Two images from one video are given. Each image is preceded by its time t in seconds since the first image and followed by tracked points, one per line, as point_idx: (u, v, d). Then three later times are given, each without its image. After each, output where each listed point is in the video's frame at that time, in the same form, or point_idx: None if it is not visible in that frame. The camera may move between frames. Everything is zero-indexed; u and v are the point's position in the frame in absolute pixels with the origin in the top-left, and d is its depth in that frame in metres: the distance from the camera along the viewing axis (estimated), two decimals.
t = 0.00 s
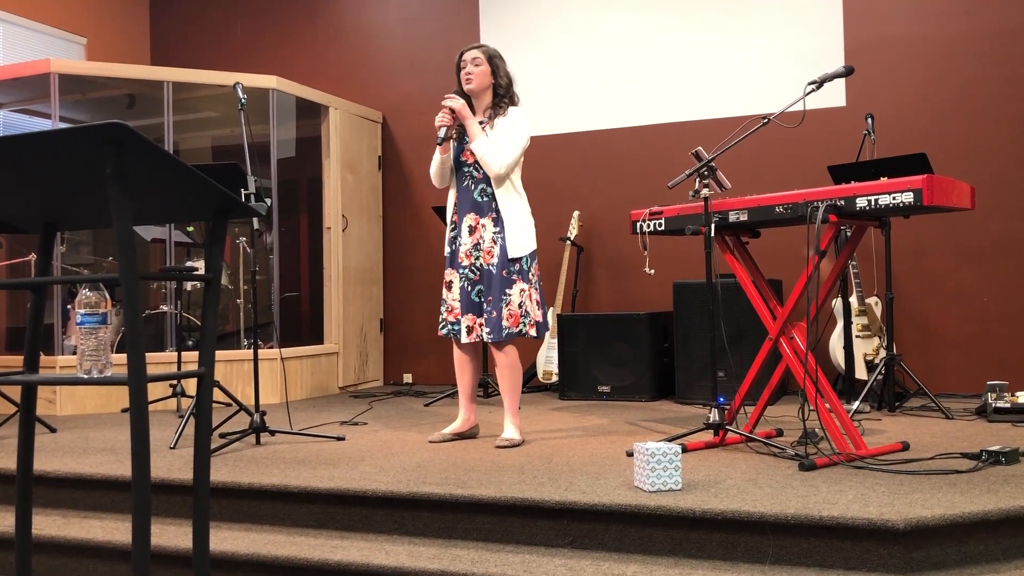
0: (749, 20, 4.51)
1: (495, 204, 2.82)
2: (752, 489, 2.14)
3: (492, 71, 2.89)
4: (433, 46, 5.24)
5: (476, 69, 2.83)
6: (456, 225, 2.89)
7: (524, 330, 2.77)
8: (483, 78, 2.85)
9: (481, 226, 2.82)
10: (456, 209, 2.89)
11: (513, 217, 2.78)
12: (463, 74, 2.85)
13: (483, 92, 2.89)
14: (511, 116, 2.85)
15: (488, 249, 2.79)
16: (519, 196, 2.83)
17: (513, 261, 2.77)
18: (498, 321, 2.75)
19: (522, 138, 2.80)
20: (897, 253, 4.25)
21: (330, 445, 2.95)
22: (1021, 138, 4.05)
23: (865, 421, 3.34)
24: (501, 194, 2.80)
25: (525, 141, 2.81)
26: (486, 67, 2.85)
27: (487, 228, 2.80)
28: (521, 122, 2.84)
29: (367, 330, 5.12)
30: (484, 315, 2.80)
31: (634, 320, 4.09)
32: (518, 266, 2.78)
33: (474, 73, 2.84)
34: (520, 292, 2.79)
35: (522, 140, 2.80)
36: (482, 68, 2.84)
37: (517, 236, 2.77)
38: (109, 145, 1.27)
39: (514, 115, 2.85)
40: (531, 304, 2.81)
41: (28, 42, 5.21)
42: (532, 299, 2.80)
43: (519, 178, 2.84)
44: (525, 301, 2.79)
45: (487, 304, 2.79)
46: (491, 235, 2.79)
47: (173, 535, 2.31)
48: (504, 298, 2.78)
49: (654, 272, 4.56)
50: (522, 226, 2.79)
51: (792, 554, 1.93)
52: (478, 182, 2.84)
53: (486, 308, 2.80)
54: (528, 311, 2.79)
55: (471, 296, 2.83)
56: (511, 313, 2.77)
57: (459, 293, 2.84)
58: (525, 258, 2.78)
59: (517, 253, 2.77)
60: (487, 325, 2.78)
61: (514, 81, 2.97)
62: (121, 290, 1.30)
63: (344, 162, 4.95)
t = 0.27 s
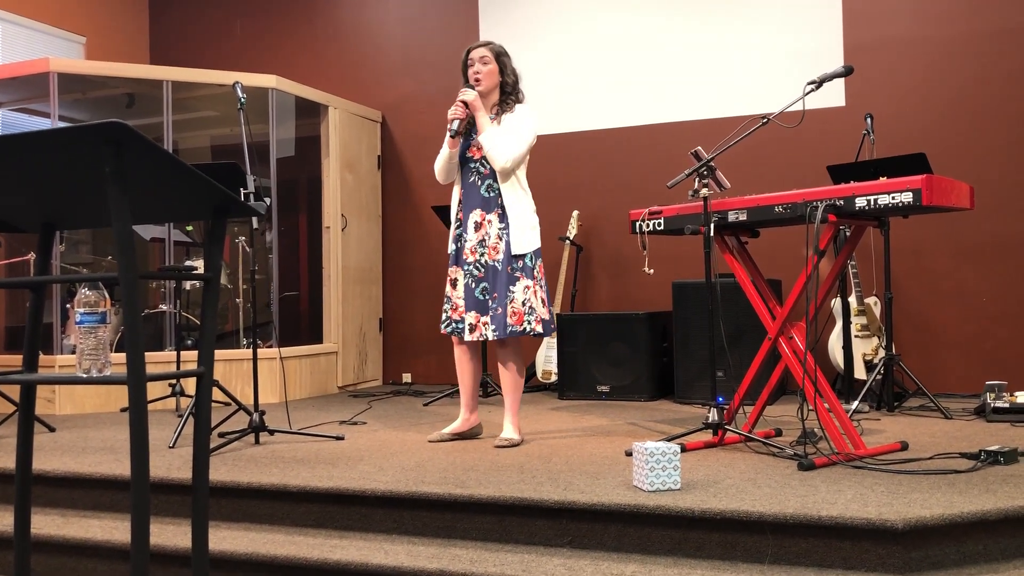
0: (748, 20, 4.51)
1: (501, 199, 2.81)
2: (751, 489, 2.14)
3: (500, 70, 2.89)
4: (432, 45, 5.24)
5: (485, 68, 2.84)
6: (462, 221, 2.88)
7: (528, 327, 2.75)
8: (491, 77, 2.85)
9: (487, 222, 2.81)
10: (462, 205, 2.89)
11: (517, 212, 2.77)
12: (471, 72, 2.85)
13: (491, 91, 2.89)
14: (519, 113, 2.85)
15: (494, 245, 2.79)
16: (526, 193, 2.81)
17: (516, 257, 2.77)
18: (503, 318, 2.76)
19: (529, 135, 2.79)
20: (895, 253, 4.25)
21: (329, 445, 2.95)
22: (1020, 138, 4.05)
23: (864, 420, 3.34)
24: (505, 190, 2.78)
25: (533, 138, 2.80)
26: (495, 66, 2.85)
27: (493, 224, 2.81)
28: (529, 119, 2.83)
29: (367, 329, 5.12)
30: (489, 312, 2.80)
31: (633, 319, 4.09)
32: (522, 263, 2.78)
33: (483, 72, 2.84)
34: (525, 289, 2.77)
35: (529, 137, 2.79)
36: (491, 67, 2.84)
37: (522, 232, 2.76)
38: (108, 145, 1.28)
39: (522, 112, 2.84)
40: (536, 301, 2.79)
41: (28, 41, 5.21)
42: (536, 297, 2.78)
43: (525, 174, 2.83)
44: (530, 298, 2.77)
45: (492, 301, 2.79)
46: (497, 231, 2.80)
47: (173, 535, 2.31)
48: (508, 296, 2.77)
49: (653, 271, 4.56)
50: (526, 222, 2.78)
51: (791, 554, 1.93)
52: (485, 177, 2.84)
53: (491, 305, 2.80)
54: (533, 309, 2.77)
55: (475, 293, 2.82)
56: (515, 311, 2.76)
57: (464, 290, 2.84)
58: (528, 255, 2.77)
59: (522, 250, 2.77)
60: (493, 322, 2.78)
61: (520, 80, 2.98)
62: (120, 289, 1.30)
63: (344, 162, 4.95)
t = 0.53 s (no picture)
0: (748, 20, 4.51)
1: (505, 198, 2.81)
2: (750, 488, 2.14)
3: (506, 70, 2.89)
4: (432, 45, 5.24)
5: (492, 68, 2.83)
6: (466, 220, 2.88)
7: (530, 328, 2.77)
8: (498, 77, 2.84)
9: (490, 220, 2.80)
10: (466, 204, 2.89)
11: (522, 212, 2.77)
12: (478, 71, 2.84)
13: (497, 90, 2.88)
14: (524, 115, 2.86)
15: (497, 244, 2.78)
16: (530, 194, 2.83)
17: (520, 258, 2.77)
18: (508, 317, 2.74)
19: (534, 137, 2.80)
20: (894, 253, 4.26)
21: (327, 445, 2.95)
22: (1018, 139, 4.05)
23: (863, 421, 3.34)
24: (511, 190, 2.79)
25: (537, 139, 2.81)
26: (501, 66, 2.85)
27: (496, 222, 2.79)
28: (534, 121, 2.84)
29: (366, 329, 5.12)
30: (490, 311, 2.77)
31: (631, 319, 4.09)
32: (524, 263, 2.78)
33: (490, 72, 2.83)
34: (527, 289, 2.78)
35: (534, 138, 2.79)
36: (498, 67, 2.83)
37: (526, 232, 2.77)
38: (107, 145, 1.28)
39: (528, 113, 2.85)
40: (536, 303, 2.80)
41: (28, 41, 5.21)
42: (537, 299, 2.80)
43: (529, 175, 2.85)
44: (531, 300, 2.78)
45: (494, 300, 2.77)
46: (501, 230, 2.78)
47: (171, 534, 2.31)
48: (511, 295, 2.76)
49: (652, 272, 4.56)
50: (530, 222, 2.79)
51: (790, 554, 1.93)
52: (489, 176, 2.84)
53: (493, 304, 2.77)
54: (534, 310, 2.79)
55: (476, 291, 2.80)
56: (519, 311, 2.76)
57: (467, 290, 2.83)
58: (531, 255, 2.78)
59: (526, 250, 2.77)
60: (495, 321, 2.76)
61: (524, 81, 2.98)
62: (118, 288, 1.30)
63: (343, 161, 4.95)
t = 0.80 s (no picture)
0: (747, 21, 4.51)
1: (503, 198, 2.80)
2: (749, 489, 2.14)
3: (508, 71, 2.89)
4: (431, 45, 5.24)
5: (494, 69, 2.84)
6: (466, 220, 2.89)
7: (528, 328, 2.77)
8: (499, 78, 2.85)
9: (489, 220, 2.80)
10: (466, 203, 2.89)
11: (520, 211, 2.77)
12: (479, 72, 2.86)
13: (499, 91, 2.89)
14: (526, 115, 2.85)
15: (495, 243, 2.77)
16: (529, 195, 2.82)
17: (518, 257, 2.77)
18: (505, 316, 2.74)
19: (535, 137, 2.79)
20: (893, 254, 4.26)
21: (326, 444, 2.95)
22: (1018, 139, 4.06)
23: (862, 421, 3.34)
24: (508, 190, 2.78)
25: (538, 139, 2.80)
26: (503, 67, 2.86)
27: (494, 222, 2.79)
28: (535, 121, 2.83)
29: (365, 329, 5.12)
30: (487, 311, 2.76)
31: (631, 319, 4.09)
32: (523, 264, 2.78)
33: (491, 73, 2.84)
34: (524, 289, 2.79)
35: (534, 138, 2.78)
36: (500, 68, 2.85)
37: (524, 232, 2.76)
38: (106, 144, 1.27)
39: (528, 113, 2.84)
40: (534, 303, 2.81)
41: (27, 40, 5.21)
42: (536, 299, 2.81)
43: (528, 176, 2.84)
44: (529, 300, 2.79)
45: (490, 299, 2.76)
46: (499, 230, 2.78)
47: (170, 534, 2.31)
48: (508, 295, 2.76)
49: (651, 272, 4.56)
50: (529, 222, 2.78)
51: (789, 554, 1.93)
52: (488, 176, 2.84)
53: (489, 304, 2.77)
54: (531, 311, 2.80)
55: (473, 291, 2.80)
56: (517, 311, 2.76)
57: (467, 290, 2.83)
58: (529, 255, 2.78)
59: (523, 249, 2.76)
60: (491, 321, 2.76)
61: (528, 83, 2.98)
62: (117, 288, 1.29)
63: (343, 162, 4.95)
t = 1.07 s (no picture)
0: (746, 21, 4.51)
1: (500, 199, 2.81)
2: (749, 489, 2.14)
3: (506, 70, 2.88)
4: (430, 45, 5.24)
5: (489, 66, 2.84)
6: (465, 221, 2.89)
7: (526, 327, 2.78)
8: (495, 76, 2.85)
9: (488, 221, 2.81)
10: (465, 205, 2.90)
11: (517, 212, 2.77)
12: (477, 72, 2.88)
13: (496, 89, 2.88)
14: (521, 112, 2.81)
15: (494, 244, 2.78)
16: (526, 195, 2.80)
17: (516, 257, 2.78)
18: (505, 317, 2.74)
19: (528, 133, 2.75)
20: (893, 254, 4.26)
21: (325, 444, 2.95)
22: (1017, 139, 4.06)
23: (861, 421, 3.35)
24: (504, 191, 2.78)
25: (532, 137, 2.76)
26: (499, 65, 2.86)
27: (493, 223, 2.79)
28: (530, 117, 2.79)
29: (364, 329, 5.12)
30: (487, 311, 2.76)
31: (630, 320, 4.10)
32: (520, 263, 2.79)
33: (486, 71, 2.85)
34: (523, 289, 2.80)
35: (527, 134, 2.74)
36: (495, 65, 2.84)
37: (521, 232, 2.76)
38: (105, 144, 1.27)
39: (523, 110, 2.81)
40: (532, 301, 2.81)
41: (27, 40, 5.21)
42: (533, 298, 2.80)
43: (525, 175, 2.81)
44: (526, 299, 2.79)
45: (490, 300, 2.76)
46: (497, 230, 2.78)
47: (169, 534, 2.31)
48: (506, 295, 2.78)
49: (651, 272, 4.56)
50: (527, 222, 2.78)
51: (789, 554, 1.93)
52: (486, 177, 2.85)
53: (489, 304, 2.76)
54: (529, 309, 2.80)
55: (473, 292, 2.79)
56: (515, 310, 2.77)
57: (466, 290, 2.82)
58: (527, 254, 2.78)
59: (521, 249, 2.77)
60: (490, 322, 2.75)
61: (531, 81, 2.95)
62: (117, 288, 1.29)
63: (342, 162, 4.94)
